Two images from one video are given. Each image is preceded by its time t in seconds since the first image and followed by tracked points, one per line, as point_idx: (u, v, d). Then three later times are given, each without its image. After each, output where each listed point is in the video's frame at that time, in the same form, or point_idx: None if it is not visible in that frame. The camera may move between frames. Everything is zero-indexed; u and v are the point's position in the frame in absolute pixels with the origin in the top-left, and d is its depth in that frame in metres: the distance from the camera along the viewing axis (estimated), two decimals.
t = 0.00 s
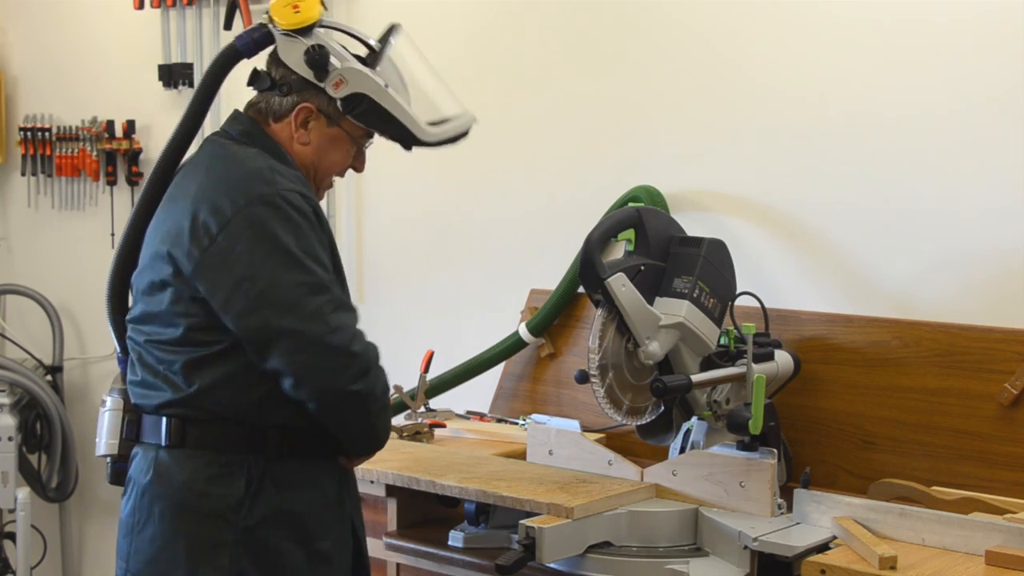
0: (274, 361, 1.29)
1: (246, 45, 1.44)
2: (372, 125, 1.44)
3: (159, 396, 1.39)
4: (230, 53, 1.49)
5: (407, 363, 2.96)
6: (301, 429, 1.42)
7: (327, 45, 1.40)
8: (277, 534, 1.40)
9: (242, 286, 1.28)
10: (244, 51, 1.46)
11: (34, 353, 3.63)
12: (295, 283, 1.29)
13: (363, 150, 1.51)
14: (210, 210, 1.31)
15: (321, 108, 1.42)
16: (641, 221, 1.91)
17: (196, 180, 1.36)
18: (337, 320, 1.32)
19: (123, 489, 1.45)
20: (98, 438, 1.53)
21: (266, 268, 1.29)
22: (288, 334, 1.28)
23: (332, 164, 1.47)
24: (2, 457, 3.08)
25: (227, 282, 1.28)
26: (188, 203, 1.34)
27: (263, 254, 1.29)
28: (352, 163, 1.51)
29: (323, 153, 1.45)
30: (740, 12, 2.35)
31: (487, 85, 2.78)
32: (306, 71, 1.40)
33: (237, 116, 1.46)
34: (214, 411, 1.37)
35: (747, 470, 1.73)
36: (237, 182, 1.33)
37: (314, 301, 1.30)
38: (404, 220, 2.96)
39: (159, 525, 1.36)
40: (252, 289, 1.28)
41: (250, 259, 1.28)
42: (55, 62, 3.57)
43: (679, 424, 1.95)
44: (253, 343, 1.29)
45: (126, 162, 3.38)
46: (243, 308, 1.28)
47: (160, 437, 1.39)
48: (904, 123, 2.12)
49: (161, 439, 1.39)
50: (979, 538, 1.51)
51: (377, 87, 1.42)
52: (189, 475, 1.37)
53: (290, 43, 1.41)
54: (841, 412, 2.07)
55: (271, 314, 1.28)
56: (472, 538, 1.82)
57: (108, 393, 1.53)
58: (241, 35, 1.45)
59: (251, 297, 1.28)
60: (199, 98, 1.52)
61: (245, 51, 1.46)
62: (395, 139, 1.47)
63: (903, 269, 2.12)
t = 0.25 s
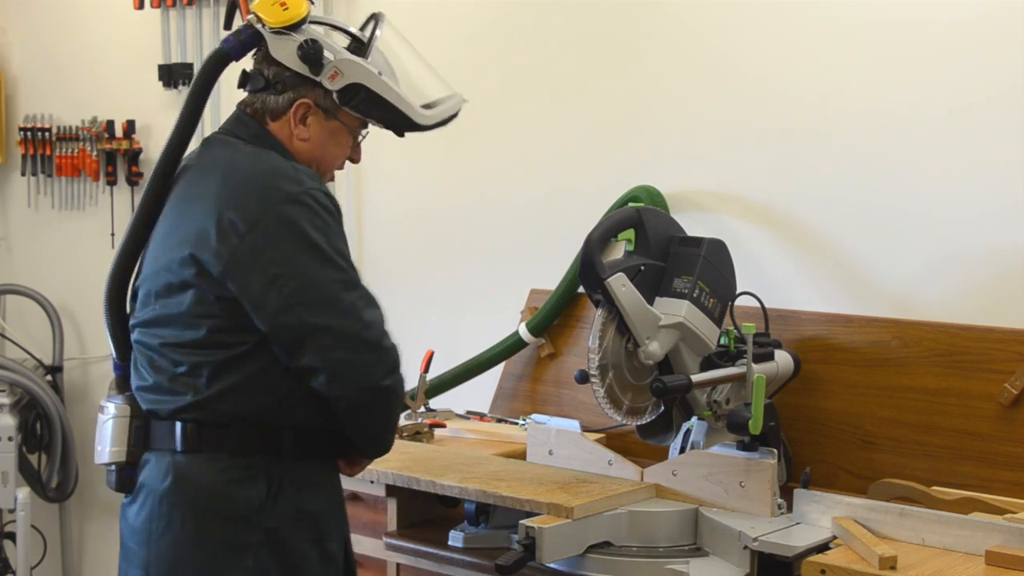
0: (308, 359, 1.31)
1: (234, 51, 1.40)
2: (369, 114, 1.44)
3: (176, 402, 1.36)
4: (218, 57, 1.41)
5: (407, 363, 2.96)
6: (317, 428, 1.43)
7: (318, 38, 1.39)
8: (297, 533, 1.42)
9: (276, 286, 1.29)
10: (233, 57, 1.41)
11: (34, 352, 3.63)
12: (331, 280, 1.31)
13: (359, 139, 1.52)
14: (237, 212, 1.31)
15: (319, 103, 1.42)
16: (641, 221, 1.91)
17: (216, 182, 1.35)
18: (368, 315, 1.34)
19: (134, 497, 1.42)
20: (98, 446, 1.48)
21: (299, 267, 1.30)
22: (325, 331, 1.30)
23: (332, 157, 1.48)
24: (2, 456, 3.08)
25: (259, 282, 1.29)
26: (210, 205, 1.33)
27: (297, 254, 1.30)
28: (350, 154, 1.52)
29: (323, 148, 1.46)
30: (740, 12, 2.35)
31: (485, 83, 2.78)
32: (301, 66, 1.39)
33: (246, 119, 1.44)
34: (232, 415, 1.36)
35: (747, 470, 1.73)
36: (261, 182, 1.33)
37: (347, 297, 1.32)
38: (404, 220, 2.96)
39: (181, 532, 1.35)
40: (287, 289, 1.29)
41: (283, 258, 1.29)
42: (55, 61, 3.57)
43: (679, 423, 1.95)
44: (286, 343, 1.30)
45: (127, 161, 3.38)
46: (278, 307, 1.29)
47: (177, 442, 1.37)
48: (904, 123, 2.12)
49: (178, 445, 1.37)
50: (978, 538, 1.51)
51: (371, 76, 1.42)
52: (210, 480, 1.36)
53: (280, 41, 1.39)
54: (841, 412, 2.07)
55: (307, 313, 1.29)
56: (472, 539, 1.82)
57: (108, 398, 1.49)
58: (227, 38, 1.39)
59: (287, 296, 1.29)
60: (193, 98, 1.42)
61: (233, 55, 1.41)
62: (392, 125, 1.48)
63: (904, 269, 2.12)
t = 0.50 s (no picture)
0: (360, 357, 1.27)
1: (237, 51, 1.30)
2: (382, 99, 1.41)
3: (214, 411, 1.27)
4: (223, 58, 1.30)
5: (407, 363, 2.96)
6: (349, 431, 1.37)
7: (323, 31, 1.34)
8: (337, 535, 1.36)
9: (330, 284, 1.25)
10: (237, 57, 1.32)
11: (34, 353, 3.63)
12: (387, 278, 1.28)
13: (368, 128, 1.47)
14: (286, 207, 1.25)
15: (332, 96, 1.37)
16: (641, 221, 1.91)
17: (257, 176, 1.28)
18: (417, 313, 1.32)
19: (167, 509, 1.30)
20: (124, 458, 1.32)
21: (353, 265, 1.26)
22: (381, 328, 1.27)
23: (350, 149, 1.43)
24: (2, 456, 3.08)
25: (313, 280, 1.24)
26: (252, 201, 1.26)
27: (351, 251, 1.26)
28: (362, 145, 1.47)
29: (342, 141, 1.41)
30: (740, 12, 2.35)
31: (486, 83, 2.78)
32: (311, 62, 1.33)
33: (266, 118, 1.36)
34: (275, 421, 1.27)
35: (747, 470, 1.73)
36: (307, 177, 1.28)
37: (399, 295, 1.29)
38: (404, 220, 2.96)
39: (226, 541, 1.26)
40: (341, 287, 1.25)
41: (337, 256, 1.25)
42: (54, 61, 3.57)
43: (679, 424, 1.95)
44: (338, 339, 1.26)
45: (127, 161, 3.38)
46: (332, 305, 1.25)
47: (218, 447, 1.28)
48: (905, 123, 2.12)
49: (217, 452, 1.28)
50: (978, 538, 1.51)
51: (382, 63, 1.39)
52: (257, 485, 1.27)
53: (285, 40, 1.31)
54: (842, 411, 2.07)
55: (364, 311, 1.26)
56: (472, 539, 1.82)
57: (126, 407, 1.33)
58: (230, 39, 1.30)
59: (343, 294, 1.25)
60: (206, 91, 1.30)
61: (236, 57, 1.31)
62: (404, 109, 1.46)
63: (904, 269, 2.12)
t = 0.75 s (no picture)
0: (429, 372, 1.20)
1: (284, 57, 1.19)
2: (437, 91, 1.34)
3: (275, 424, 1.19)
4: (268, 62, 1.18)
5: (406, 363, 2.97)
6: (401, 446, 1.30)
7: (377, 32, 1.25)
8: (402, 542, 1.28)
9: (408, 300, 1.18)
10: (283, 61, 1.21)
11: (34, 353, 3.63)
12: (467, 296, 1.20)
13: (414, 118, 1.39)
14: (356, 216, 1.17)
15: (390, 95, 1.28)
16: (641, 221, 1.91)
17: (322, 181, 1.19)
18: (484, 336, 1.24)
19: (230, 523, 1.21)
20: (184, 473, 1.22)
21: (431, 278, 1.18)
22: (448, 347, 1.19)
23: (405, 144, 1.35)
24: (2, 456, 3.08)
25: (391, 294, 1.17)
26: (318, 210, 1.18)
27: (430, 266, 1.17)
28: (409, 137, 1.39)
29: (399, 138, 1.33)
30: (740, 12, 2.35)
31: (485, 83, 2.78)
32: (370, 66, 1.24)
33: (322, 121, 1.26)
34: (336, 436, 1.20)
35: (747, 470, 1.73)
36: (379, 190, 1.19)
37: (468, 315, 1.21)
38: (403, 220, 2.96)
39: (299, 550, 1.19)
40: (415, 305, 1.17)
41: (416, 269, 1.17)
42: (55, 61, 3.57)
43: (679, 424, 1.94)
44: (405, 353, 1.20)
45: (127, 161, 3.38)
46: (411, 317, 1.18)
47: (288, 461, 1.20)
48: (905, 123, 2.12)
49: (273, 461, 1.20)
50: (978, 538, 1.51)
51: (434, 56, 1.32)
52: (324, 497, 1.20)
53: (341, 45, 1.22)
54: (841, 412, 2.07)
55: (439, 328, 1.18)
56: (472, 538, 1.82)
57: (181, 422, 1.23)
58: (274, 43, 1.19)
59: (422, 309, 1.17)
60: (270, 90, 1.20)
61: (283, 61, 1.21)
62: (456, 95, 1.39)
63: (905, 269, 2.12)
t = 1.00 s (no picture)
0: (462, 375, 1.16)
1: (346, 66, 1.26)
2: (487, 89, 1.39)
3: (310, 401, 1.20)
4: (330, 73, 1.25)
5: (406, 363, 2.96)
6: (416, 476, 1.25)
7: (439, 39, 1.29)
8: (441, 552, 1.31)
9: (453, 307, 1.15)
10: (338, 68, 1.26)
11: (35, 353, 3.63)
12: (511, 303, 1.15)
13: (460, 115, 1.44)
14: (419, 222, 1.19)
15: (450, 98, 1.32)
16: (641, 221, 1.91)
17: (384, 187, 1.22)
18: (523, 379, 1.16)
19: (277, 531, 1.23)
20: (234, 478, 1.23)
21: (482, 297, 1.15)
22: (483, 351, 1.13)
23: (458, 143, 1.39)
24: (2, 456, 3.08)
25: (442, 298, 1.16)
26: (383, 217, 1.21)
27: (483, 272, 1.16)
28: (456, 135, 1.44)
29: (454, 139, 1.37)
30: (740, 12, 2.35)
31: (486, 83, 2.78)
32: (435, 73, 1.28)
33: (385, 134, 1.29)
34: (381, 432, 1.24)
35: (747, 470, 1.73)
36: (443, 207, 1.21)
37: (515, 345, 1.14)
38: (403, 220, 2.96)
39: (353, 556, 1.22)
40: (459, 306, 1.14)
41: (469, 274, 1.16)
42: (55, 61, 3.57)
43: (679, 424, 1.94)
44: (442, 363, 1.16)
45: (127, 161, 3.38)
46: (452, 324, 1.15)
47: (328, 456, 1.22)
48: (905, 123, 2.12)
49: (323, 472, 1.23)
50: (979, 538, 1.51)
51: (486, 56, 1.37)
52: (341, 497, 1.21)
53: (408, 55, 1.26)
54: (841, 412, 2.07)
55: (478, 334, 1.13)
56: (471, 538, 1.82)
57: (231, 427, 1.24)
58: (340, 55, 1.25)
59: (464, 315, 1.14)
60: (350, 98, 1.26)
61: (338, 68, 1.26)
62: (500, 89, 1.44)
63: (904, 269, 2.12)
